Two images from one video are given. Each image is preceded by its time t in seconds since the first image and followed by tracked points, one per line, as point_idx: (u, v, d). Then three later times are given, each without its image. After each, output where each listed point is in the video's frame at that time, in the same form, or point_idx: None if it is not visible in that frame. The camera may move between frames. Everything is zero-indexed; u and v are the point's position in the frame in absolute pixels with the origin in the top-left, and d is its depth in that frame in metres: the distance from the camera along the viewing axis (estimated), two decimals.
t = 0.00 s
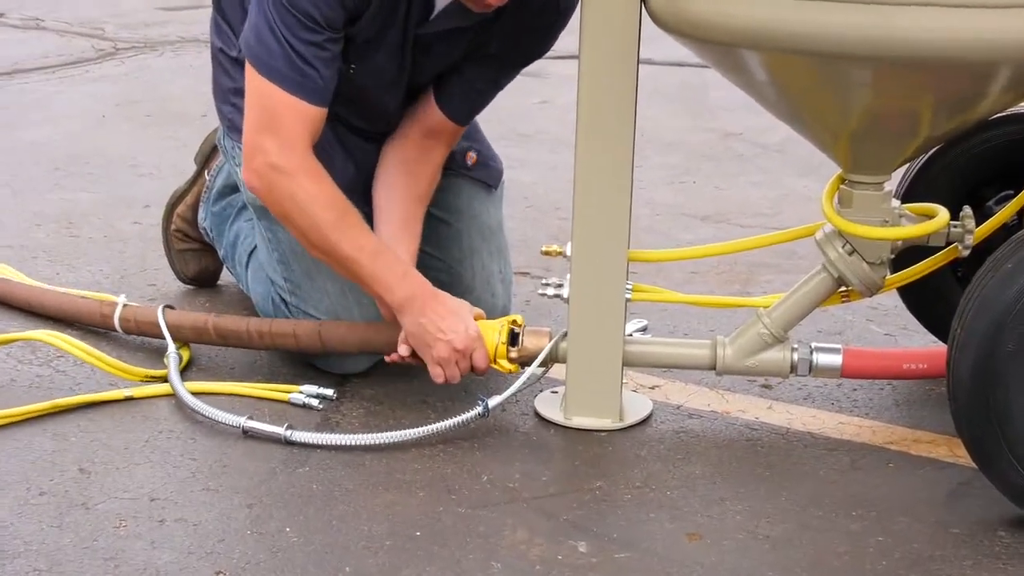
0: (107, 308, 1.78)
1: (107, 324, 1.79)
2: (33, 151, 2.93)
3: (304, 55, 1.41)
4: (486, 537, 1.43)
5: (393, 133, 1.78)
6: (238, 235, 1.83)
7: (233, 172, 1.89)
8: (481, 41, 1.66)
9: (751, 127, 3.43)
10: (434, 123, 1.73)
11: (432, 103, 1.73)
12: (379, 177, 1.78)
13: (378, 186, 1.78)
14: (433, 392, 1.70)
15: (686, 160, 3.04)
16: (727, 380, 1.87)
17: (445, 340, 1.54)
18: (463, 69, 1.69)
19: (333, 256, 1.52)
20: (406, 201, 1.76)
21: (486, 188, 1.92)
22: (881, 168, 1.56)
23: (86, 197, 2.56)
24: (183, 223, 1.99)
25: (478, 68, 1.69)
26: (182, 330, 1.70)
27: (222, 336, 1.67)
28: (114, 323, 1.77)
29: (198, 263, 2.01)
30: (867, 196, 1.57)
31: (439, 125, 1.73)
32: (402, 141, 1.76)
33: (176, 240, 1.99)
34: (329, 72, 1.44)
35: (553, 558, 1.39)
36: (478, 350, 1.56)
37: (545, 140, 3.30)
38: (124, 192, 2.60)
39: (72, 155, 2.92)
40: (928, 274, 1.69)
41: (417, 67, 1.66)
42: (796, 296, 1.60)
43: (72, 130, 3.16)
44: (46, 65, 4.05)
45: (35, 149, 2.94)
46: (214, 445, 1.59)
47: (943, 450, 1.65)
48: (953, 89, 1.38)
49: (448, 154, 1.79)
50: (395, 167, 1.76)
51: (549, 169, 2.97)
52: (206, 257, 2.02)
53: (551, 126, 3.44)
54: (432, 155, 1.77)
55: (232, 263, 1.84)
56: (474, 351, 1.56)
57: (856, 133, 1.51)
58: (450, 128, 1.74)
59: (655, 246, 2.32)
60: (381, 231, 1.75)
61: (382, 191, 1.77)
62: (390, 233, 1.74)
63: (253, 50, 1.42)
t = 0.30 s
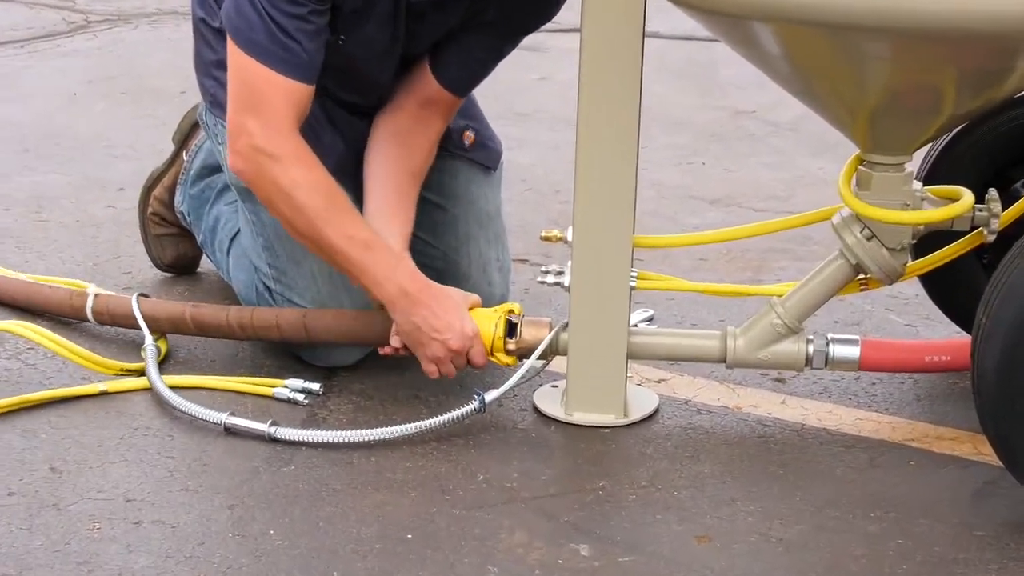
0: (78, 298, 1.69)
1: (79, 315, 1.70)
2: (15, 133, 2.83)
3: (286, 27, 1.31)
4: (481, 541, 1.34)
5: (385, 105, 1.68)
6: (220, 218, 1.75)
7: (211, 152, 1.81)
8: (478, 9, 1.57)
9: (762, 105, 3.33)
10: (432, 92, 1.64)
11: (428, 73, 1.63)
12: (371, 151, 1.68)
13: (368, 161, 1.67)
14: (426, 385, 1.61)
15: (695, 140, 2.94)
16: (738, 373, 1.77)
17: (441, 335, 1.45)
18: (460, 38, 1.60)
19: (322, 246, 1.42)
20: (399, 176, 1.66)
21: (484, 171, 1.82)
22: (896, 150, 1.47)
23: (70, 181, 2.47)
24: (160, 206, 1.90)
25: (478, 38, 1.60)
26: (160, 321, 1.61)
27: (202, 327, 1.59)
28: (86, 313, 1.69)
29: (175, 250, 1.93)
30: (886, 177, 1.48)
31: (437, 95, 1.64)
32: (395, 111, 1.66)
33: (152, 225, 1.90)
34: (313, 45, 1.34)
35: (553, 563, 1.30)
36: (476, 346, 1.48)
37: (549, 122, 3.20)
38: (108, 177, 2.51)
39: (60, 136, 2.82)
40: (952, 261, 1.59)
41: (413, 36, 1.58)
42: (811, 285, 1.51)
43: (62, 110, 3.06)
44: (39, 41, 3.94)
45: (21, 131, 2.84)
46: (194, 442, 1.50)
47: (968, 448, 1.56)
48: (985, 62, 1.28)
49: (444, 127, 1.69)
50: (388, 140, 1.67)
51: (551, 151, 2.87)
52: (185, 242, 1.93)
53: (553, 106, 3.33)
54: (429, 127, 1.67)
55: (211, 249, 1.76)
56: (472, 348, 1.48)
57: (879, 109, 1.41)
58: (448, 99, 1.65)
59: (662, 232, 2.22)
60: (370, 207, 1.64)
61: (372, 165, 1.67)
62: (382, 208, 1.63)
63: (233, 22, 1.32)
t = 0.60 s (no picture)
0: (44, 292, 1.61)
1: (47, 309, 1.61)
2: None
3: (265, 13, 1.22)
4: (474, 548, 1.26)
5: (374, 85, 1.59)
6: (199, 205, 1.66)
7: (187, 135, 1.71)
8: None
9: (775, 84, 3.23)
10: (425, 70, 1.55)
11: (420, 51, 1.55)
12: (360, 135, 1.58)
13: (357, 145, 1.58)
14: (417, 383, 1.53)
15: (706, 121, 2.84)
16: (749, 369, 1.69)
17: (435, 339, 1.36)
18: (452, 12, 1.51)
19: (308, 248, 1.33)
20: (390, 160, 1.56)
21: (478, 154, 1.74)
22: (920, 131, 1.38)
23: (56, 167, 2.38)
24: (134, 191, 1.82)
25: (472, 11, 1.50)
26: (134, 315, 1.53)
27: (178, 322, 1.51)
28: (54, 307, 1.60)
29: (150, 240, 1.85)
30: (907, 161, 1.38)
31: (429, 74, 1.55)
32: (387, 92, 1.57)
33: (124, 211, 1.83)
34: (296, 32, 1.24)
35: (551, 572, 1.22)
36: (472, 347, 1.39)
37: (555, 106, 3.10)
38: (94, 163, 2.43)
39: (48, 119, 2.73)
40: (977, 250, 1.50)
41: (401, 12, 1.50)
42: (826, 276, 1.41)
43: (52, 90, 2.97)
44: (23, 17, 3.84)
45: (7, 113, 2.75)
46: (172, 443, 1.42)
47: (994, 448, 1.47)
48: (1014, 38, 1.19)
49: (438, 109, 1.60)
50: (378, 123, 1.57)
51: (556, 135, 2.78)
52: (160, 230, 1.85)
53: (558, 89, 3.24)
54: (421, 108, 1.58)
55: (188, 238, 1.67)
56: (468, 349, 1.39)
57: (897, 89, 1.32)
58: (441, 78, 1.56)
59: (670, 219, 2.13)
60: (358, 193, 1.54)
61: (361, 149, 1.57)
62: (371, 194, 1.54)
63: (210, 9, 1.23)
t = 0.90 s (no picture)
0: (14, 290, 1.53)
1: (17, 308, 1.54)
2: None
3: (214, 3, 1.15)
4: (470, 561, 1.18)
5: (366, 66, 1.51)
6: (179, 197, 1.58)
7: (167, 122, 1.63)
8: None
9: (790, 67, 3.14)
10: (415, 42, 1.46)
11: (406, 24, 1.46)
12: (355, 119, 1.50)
13: (353, 130, 1.49)
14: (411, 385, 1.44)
15: (717, 108, 2.75)
16: (762, 369, 1.60)
17: (419, 335, 1.29)
18: None
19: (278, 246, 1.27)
20: (386, 144, 1.48)
21: (474, 142, 1.66)
22: (944, 118, 1.29)
23: (42, 160, 2.31)
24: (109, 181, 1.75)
25: None
26: (110, 313, 1.45)
27: (154, 320, 1.43)
28: (25, 305, 1.53)
29: (125, 236, 1.78)
30: (930, 149, 1.30)
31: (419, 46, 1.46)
32: (378, 70, 1.48)
33: (99, 203, 1.76)
34: (251, 22, 1.17)
35: None
36: (465, 346, 1.31)
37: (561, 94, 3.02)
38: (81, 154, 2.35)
39: (37, 110, 2.66)
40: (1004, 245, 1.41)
41: None
42: (843, 271, 1.33)
43: (41, 81, 2.90)
44: None
45: None
46: (150, 449, 1.34)
47: None
48: None
49: (434, 87, 1.51)
50: (374, 101, 1.49)
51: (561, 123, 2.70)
52: (136, 224, 1.78)
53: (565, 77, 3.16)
54: (416, 85, 1.48)
55: (170, 231, 1.60)
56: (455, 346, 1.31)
57: (920, 73, 1.24)
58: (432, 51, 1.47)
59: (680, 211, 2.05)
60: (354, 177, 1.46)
61: (358, 129, 1.49)
62: (369, 181, 1.45)
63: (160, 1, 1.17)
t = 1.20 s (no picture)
0: None
1: None
2: None
3: None
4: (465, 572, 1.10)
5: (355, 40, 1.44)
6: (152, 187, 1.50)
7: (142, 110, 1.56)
8: None
9: (805, 49, 3.05)
10: (398, 7, 1.39)
11: None
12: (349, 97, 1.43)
13: (344, 105, 1.42)
14: (403, 386, 1.37)
15: (729, 93, 2.67)
16: (776, 368, 1.53)
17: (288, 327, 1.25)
18: None
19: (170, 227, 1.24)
20: (379, 117, 1.40)
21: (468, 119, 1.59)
22: (971, 99, 1.21)
23: (31, 151, 2.24)
24: (85, 166, 1.67)
25: None
26: (81, 312, 1.38)
27: (128, 318, 1.36)
28: None
29: (101, 225, 1.72)
30: (956, 133, 1.21)
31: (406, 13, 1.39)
32: (367, 42, 1.42)
33: (74, 190, 1.69)
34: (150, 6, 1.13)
35: None
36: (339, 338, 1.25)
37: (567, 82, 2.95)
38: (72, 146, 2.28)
39: (28, 100, 2.59)
40: None
41: None
42: (862, 264, 1.25)
43: (36, 71, 2.83)
44: None
45: None
46: (126, 453, 1.26)
47: None
48: None
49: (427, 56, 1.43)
50: (367, 78, 1.41)
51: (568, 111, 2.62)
52: (112, 214, 1.72)
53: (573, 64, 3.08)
54: (408, 55, 1.41)
55: (146, 221, 1.51)
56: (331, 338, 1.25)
57: (943, 54, 1.15)
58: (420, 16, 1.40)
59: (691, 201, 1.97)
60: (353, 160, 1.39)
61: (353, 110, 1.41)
62: (364, 158, 1.38)
63: None
